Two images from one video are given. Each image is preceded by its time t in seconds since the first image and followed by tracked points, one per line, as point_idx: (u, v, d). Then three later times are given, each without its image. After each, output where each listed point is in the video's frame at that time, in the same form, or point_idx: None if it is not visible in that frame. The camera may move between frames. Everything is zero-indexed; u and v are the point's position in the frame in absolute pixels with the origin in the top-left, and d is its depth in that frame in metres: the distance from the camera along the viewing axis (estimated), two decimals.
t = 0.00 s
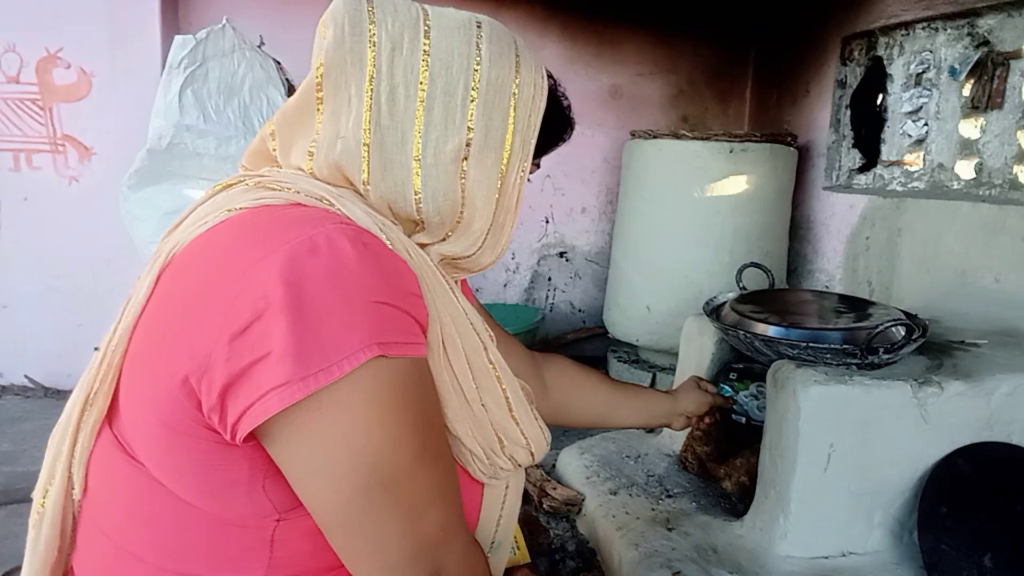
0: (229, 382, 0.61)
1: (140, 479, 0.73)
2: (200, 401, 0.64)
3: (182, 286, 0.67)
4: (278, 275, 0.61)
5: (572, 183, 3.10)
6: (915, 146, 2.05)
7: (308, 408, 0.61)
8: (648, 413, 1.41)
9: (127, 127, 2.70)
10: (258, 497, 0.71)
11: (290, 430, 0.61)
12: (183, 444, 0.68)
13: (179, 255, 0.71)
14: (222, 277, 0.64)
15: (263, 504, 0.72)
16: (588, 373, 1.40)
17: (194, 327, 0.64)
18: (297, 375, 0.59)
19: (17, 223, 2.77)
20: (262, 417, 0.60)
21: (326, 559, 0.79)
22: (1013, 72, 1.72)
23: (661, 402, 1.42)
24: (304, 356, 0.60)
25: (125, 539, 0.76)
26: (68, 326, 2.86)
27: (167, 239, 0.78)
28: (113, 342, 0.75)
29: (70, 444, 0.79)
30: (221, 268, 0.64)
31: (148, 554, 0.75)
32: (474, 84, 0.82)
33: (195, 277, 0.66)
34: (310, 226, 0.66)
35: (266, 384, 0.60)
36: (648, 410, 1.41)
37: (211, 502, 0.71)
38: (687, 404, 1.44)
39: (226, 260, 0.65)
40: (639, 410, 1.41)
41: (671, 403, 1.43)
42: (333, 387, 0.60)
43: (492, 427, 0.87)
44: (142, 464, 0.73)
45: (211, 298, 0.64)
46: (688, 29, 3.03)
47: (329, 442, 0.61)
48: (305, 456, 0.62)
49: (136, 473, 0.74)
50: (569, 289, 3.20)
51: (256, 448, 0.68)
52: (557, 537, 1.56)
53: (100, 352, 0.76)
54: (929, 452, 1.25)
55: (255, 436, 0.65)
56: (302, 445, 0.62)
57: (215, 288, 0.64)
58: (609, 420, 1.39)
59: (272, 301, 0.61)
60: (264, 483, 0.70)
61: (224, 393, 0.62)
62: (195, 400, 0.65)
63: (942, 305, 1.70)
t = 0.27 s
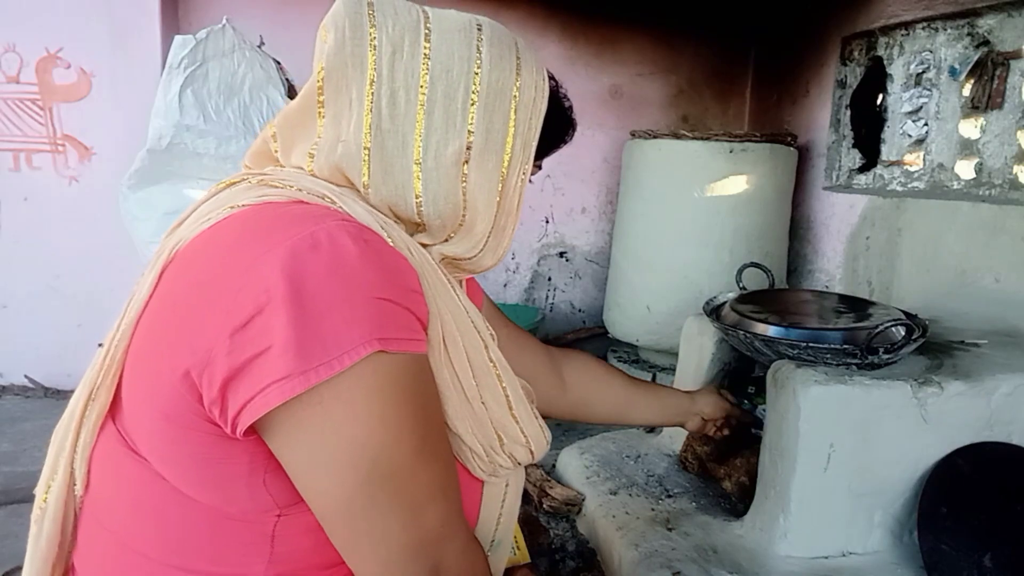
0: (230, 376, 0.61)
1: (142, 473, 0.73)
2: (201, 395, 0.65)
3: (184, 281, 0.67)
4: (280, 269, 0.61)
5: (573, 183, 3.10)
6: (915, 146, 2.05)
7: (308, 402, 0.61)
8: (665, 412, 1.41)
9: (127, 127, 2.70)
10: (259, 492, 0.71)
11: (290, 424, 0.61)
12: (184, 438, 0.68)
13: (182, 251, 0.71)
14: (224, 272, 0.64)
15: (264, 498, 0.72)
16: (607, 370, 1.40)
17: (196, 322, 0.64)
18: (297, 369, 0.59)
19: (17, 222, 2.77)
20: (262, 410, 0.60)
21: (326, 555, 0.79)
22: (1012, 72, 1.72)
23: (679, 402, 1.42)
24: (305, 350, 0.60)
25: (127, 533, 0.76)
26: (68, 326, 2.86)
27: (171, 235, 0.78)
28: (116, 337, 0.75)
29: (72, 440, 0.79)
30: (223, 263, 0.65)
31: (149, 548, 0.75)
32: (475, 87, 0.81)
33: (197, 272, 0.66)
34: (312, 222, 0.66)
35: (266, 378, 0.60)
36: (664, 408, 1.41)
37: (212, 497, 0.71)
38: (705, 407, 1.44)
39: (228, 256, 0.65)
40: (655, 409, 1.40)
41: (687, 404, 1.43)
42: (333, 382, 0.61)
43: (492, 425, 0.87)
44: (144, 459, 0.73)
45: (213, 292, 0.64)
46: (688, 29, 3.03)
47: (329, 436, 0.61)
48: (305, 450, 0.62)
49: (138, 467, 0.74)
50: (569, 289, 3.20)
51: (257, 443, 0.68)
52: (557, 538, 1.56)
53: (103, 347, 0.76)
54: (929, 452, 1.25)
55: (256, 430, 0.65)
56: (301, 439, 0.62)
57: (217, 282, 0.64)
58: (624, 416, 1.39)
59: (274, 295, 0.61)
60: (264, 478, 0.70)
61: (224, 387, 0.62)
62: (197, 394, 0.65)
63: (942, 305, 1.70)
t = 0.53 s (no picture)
0: (233, 374, 0.61)
1: (146, 471, 0.73)
2: (205, 393, 0.64)
3: (189, 279, 0.67)
4: (284, 268, 0.61)
5: (573, 183, 3.10)
6: (915, 146, 2.05)
7: (310, 401, 0.61)
8: (665, 412, 1.41)
9: (127, 127, 2.70)
10: (262, 490, 0.71)
11: (292, 423, 0.61)
12: (188, 436, 0.68)
13: (188, 249, 0.71)
14: (229, 270, 0.64)
15: (267, 497, 0.72)
16: (608, 370, 1.40)
17: (201, 320, 0.64)
18: (300, 368, 0.59)
19: (17, 222, 2.77)
20: (265, 408, 0.60)
21: (328, 554, 0.79)
22: (1013, 72, 1.72)
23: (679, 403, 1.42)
24: (309, 349, 0.60)
25: (130, 531, 0.76)
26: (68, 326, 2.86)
27: (176, 233, 0.78)
28: (122, 335, 0.75)
29: (78, 436, 0.79)
30: (228, 262, 0.64)
31: (153, 546, 0.75)
32: (485, 90, 0.82)
33: (202, 270, 0.66)
34: (317, 221, 0.66)
35: (270, 376, 0.60)
36: (665, 408, 1.41)
37: (215, 495, 0.71)
38: (707, 410, 1.44)
39: (232, 254, 0.65)
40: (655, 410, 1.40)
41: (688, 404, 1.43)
42: (336, 381, 0.60)
43: (495, 426, 0.87)
44: (148, 456, 0.73)
45: (218, 290, 0.64)
46: (688, 29, 3.03)
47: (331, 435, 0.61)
48: (307, 450, 0.62)
49: (142, 465, 0.74)
50: (569, 289, 3.20)
51: (261, 441, 0.68)
52: (557, 538, 1.56)
53: (108, 345, 0.76)
54: (929, 452, 1.25)
55: (259, 429, 0.65)
56: (304, 438, 0.62)
57: (222, 280, 0.64)
58: (625, 417, 1.39)
59: (278, 293, 0.61)
60: (268, 476, 0.71)
61: (228, 385, 0.62)
62: (201, 392, 0.65)
63: (942, 305, 1.70)
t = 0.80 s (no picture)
0: (238, 373, 0.61)
1: (148, 471, 0.73)
2: (209, 392, 0.64)
3: (193, 278, 0.67)
4: (289, 267, 0.61)
5: (573, 183, 3.10)
6: (915, 146, 2.05)
7: (315, 400, 0.61)
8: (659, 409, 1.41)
9: (127, 127, 2.70)
10: (264, 490, 0.71)
11: (297, 422, 0.61)
12: (191, 436, 0.68)
13: (192, 249, 0.71)
14: (234, 269, 0.64)
15: (269, 497, 0.72)
16: (601, 370, 1.40)
17: (205, 319, 0.64)
18: (305, 367, 0.59)
19: (17, 222, 2.77)
20: (270, 407, 0.60)
21: (330, 554, 0.79)
22: (1013, 72, 1.72)
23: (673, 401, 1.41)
24: (314, 349, 0.60)
25: (132, 531, 0.76)
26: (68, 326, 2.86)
27: (179, 233, 0.78)
28: (125, 334, 0.75)
29: (79, 437, 0.79)
30: (233, 261, 0.64)
31: (155, 546, 0.75)
32: (490, 90, 0.82)
33: (206, 270, 0.66)
34: (321, 221, 0.66)
35: (275, 375, 0.60)
36: (659, 407, 1.41)
37: (218, 495, 0.71)
38: (701, 406, 1.43)
39: (237, 254, 0.65)
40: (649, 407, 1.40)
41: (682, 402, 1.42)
42: (341, 380, 0.60)
43: (498, 426, 0.87)
44: (151, 456, 0.73)
45: (222, 290, 0.64)
46: (688, 29, 3.03)
47: (336, 435, 0.61)
48: (311, 449, 0.62)
49: (144, 465, 0.74)
50: (569, 289, 3.20)
51: (264, 441, 0.68)
52: (557, 538, 1.56)
53: (111, 344, 0.76)
54: (929, 452, 1.25)
55: (263, 428, 0.65)
56: (308, 437, 0.62)
57: (227, 279, 0.64)
58: (619, 417, 1.39)
59: (283, 293, 0.61)
60: (270, 476, 0.71)
61: (233, 384, 0.62)
62: (205, 392, 0.65)
63: (942, 305, 1.70)
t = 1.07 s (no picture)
0: (234, 375, 0.61)
1: (146, 473, 0.73)
2: (206, 394, 0.64)
3: (189, 280, 0.67)
4: (286, 269, 0.61)
5: (573, 183, 3.10)
6: (914, 146, 2.05)
7: (311, 403, 0.61)
8: (656, 406, 1.40)
9: (127, 126, 2.70)
10: (261, 491, 0.71)
11: (293, 425, 0.61)
12: (188, 437, 0.68)
13: (188, 250, 0.71)
14: (230, 271, 0.64)
15: (266, 498, 0.72)
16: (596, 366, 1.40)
17: (202, 321, 0.64)
18: (301, 369, 0.59)
19: (16, 222, 2.77)
20: (267, 410, 0.60)
21: (329, 555, 0.79)
22: (1013, 72, 1.72)
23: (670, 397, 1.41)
24: (310, 351, 0.60)
25: (130, 532, 0.76)
26: (68, 326, 2.86)
27: (177, 233, 0.78)
28: (122, 336, 0.74)
29: (77, 438, 0.79)
30: (229, 263, 0.64)
31: (153, 547, 0.75)
32: (489, 89, 0.82)
33: (203, 271, 0.66)
34: (318, 222, 0.66)
35: (271, 377, 0.60)
36: (656, 403, 1.41)
37: (215, 497, 0.71)
38: (698, 402, 1.43)
39: (233, 255, 0.65)
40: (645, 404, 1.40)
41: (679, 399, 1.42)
42: (338, 383, 0.60)
43: (496, 427, 0.87)
44: (148, 458, 0.73)
45: (219, 291, 0.64)
46: (688, 29, 3.03)
47: (332, 437, 0.61)
48: (308, 451, 0.62)
49: (142, 467, 0.74)
50: (569, 289, 3.20)
51: (261, 443, 0.68)
52: (557, 538, 1.56)
53: (109, 345, 0.76)
54: (929, 452, 1.25)
55: (259, 430, 0.65)
56: (304, 439, 0.62)
57: (223, 281, 0.64)
58: (615, 413, 1.39)
59: (280, 294, 0.61)
60: (268, 478, 0.71)
61: (229, 386, 0.62)
62: (202, 393, 0.65)
63: (942, 304, 1.70)
